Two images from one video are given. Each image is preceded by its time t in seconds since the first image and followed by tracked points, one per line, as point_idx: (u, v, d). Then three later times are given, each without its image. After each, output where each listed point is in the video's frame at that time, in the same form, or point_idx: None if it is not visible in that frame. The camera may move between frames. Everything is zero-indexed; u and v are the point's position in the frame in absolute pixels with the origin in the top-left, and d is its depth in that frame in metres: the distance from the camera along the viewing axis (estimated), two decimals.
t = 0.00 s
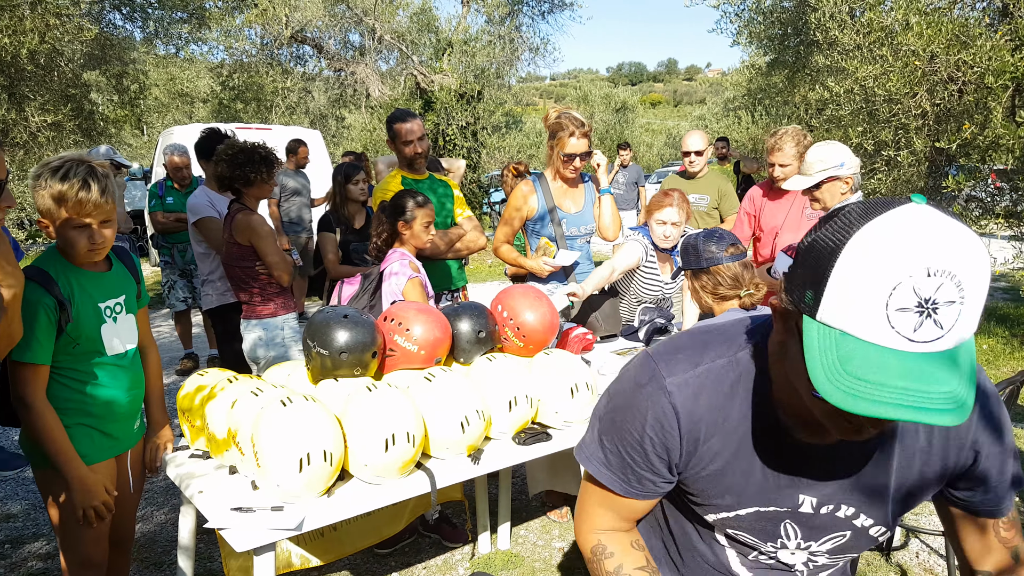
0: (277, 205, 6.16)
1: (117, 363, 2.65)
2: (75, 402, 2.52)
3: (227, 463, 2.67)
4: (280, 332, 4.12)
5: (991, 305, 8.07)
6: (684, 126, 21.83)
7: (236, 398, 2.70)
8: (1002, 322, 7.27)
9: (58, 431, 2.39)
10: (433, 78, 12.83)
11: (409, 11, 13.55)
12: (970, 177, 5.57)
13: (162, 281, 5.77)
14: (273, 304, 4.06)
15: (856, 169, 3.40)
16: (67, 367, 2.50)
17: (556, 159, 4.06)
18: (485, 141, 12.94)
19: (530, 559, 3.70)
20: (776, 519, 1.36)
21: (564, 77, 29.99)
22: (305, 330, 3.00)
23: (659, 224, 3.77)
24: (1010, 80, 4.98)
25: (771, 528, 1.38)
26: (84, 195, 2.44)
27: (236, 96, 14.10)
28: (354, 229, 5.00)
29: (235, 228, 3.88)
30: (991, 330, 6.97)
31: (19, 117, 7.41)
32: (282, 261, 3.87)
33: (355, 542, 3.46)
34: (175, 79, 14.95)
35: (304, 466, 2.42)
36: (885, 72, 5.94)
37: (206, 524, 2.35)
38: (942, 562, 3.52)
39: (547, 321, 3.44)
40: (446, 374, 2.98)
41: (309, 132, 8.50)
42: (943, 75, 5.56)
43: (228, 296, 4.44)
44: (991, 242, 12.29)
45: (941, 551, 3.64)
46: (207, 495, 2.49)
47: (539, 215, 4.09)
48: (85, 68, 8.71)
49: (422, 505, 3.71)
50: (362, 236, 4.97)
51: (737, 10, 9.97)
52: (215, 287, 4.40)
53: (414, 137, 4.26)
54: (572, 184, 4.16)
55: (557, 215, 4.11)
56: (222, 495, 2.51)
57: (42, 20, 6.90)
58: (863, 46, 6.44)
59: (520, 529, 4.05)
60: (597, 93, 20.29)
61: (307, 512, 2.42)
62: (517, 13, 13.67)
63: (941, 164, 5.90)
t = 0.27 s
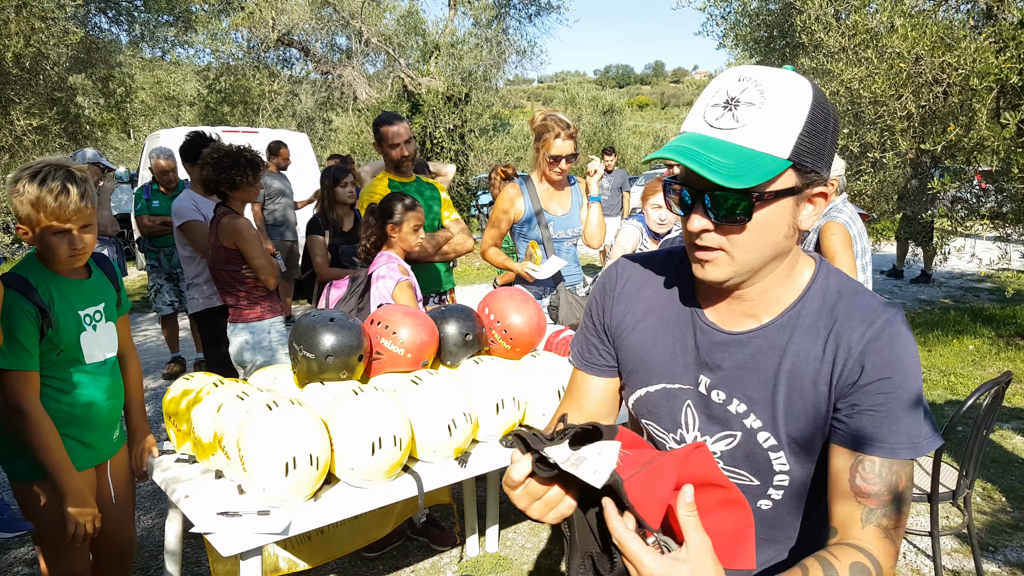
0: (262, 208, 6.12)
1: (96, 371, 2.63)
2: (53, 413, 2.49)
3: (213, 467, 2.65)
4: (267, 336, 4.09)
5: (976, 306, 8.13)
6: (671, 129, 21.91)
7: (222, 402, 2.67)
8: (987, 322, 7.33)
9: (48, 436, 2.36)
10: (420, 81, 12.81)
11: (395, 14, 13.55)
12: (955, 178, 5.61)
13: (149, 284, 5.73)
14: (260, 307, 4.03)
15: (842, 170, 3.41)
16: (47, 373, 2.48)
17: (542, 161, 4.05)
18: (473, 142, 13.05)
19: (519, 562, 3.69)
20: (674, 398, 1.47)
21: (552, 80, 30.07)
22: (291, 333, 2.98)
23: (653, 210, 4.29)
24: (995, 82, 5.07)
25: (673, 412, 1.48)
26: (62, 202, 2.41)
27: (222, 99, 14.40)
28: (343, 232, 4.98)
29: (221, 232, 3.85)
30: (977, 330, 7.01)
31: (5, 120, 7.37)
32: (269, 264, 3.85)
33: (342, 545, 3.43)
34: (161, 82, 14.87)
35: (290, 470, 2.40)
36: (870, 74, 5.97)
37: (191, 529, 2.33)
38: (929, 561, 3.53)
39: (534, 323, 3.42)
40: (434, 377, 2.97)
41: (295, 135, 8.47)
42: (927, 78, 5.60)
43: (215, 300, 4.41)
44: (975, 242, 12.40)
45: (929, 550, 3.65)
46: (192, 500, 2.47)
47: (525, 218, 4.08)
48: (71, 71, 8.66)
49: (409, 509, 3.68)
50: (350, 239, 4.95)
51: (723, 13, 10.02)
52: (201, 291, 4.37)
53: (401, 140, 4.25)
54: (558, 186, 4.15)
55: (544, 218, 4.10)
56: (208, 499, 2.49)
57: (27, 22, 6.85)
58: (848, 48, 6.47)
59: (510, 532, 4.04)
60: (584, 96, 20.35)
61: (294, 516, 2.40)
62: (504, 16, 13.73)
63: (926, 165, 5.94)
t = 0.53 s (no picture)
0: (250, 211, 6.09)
1: (83, 374, 2.61)
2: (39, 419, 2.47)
3: (202, 471, 2.62)
4: (257, 339, 4.08)
5: (966, 305, 8.15)
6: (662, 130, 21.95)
7: (212, 405, 2.65)
8: (977, 321, 7.35)
9: (52, 443, 2.35)
10: (411, 83, 12.78)
11: (385, 16, 13.53)
12: (944, 178, 5.62)
13: (138, 288, 5.70)
14: (249, 310, 4.01)
15: (829, 171, 3.41)
16: (37, 377, 2.45)
17: (530, 163, 4.04)
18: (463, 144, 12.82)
19: (511, 564, 3.68)
20: (560, 363, 1.57)
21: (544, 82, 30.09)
22: (279, 337, 2.97)
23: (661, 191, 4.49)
24: (983, 82, 5.09)
25: (558, 375, 1.58)
26: (53, 203, 2.39)
27: (212, 102, 13.99)
28: (333, 234, 4.95)
29: (210, 235, 3.83)
30: (967, 330, 7.03)
31: None
32: (258, 268, 3.84)
33: (333, 548, 3.40)
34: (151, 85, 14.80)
35: (279, 473, 2.38)
36: (859, 75, 5.98)
37: (181, 533, 2.30)
38: (919, 561, 3.53)
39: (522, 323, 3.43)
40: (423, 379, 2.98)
41: (285, 138, 8.45)
42: (916, 78, 5.65)
43: (204, 303, 4.39)
44: (964, 242, 12.45)
45: (920, 550, 3.65)
46: (182, 504, 2.44)
47: (515, 220, 4.07)
48: (59, 75, 8.61)
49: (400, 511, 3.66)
50: (340, 242, 4.92)
51: (712, 14, 10.02)
52: (190, 294, 4.35)
53: (390, 142, 4.24)
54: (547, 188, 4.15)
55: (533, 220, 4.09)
56: (197, 503, 2.46)
57: (14, 26, 6.82)
58: (837, 49, 6.48)
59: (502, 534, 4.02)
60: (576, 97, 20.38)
61: (284, 520, 2.37)
62: (493, 18, 13.75)
63: (916, 165, 5.95)
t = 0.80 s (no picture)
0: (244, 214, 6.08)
1: (77, 376, 2.60)
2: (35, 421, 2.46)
3: (197, 474, 2.62)
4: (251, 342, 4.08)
5: (960, 303, 8.16)
6: (655, 130, 22.00)
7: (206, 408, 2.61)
8: (971, 319, 7.37)
9: (37, 443, 2.33)
10: (404, 84, 12.77)
11: (378, 17, 13.53)
12: (936, 176, 5.63)
13: (132, 292, 5.69)
14: (243, 313, 4.01)
15: (821, 170, 3.41)
16: (30, 381, 2.44)
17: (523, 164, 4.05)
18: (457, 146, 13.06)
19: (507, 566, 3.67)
20: (490, 350, 1.62)
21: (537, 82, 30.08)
22: (274, 339, 2.92)
23: (648, 188, 4.58)
24: (975, 80, 5.23)
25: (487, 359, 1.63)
26: (46, 207, 2.38)
27: (207, 104, 14.07)
28: (327, 236, 4.94)
29: (203, 239, 3.83)
30: (962, 327, 7.04)
31: None
32: (252, 271, 3.83)
33: (330, 549, 3.38)
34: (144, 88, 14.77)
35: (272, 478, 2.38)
36: (851, 74, 5.99)
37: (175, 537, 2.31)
38: (914, 558, 3.54)
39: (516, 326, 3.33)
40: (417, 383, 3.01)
41: (278, 140, 8.43)
42: (908, 76, 5.67)
43: (198, 306, 4.38)
44: (956, 240, 12.50)
45: (915, 547, 3.66)
46: (176, 507, 2.45)
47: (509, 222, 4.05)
48: (51, 78, 8.59)
49: (395, 512, 3.65)
50: (334, 244, 4.91)
51: (704, 14, 10.03)
52: (184, 298, 4.34)
53: (383, 144, 4.24)
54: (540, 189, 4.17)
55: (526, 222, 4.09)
56: (192, 506, 2.46)
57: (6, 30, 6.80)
58: (829, 48, 6.48)
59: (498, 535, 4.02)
60: (569, 98, 20.40)
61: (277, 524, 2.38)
62: (486, 19, 13.76)
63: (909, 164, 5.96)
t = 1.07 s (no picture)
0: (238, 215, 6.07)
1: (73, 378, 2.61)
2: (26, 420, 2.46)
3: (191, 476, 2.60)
4: (245, 343, 4.08)
5: (954, 301, 8.19)
6: (650, 130, 21.99)
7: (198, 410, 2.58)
8: (965, 316, 7.39)
9: (27, 442, 2.34)
10: (399, 85, 12.75)
11: (372, 18, 13.53)
12: (929, 175, 5.65)
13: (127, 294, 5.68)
14: (237, 315, 4.01)
15: (814, 168, 3.42)
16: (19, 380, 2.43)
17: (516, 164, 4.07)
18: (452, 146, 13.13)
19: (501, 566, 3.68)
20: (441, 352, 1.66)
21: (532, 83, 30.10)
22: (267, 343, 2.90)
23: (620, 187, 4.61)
24: (967, 77, 5.26)
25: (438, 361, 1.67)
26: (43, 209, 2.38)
27: (200, 106, 14.10)
28: (321, 238, 4.93)
29: (197, 240, 3.82)
30: (956, 325, 7.06)
31: None
32: (246, 272, 3.83)
33: (325, 551, 3.39)
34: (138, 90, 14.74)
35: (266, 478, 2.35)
36: (844, 73, 6.00)
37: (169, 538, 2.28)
38: (909, 556, 3.55)
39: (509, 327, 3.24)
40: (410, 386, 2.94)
41: (273, 141, 8.42)
42: (901, 75, 5.70)
43: (193, 308, 4.37)
44: (950, 238, 12.54)
45: (909, 545, 3.67)
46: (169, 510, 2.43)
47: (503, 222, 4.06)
48: (45, 81, 8.58)
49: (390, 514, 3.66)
50: (329, 246, 4.90)
51: (698, 14, 10.04)
52: (179, 300, 4.33)
53: (377, 144, 4.24)
54: (533, 190, 4.18)
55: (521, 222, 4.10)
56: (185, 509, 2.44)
57: None
58: (822, 47, 6.50)
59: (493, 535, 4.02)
60: (564, 98, 20.42)
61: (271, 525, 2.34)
62: (481, 20, 13.77)
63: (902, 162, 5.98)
